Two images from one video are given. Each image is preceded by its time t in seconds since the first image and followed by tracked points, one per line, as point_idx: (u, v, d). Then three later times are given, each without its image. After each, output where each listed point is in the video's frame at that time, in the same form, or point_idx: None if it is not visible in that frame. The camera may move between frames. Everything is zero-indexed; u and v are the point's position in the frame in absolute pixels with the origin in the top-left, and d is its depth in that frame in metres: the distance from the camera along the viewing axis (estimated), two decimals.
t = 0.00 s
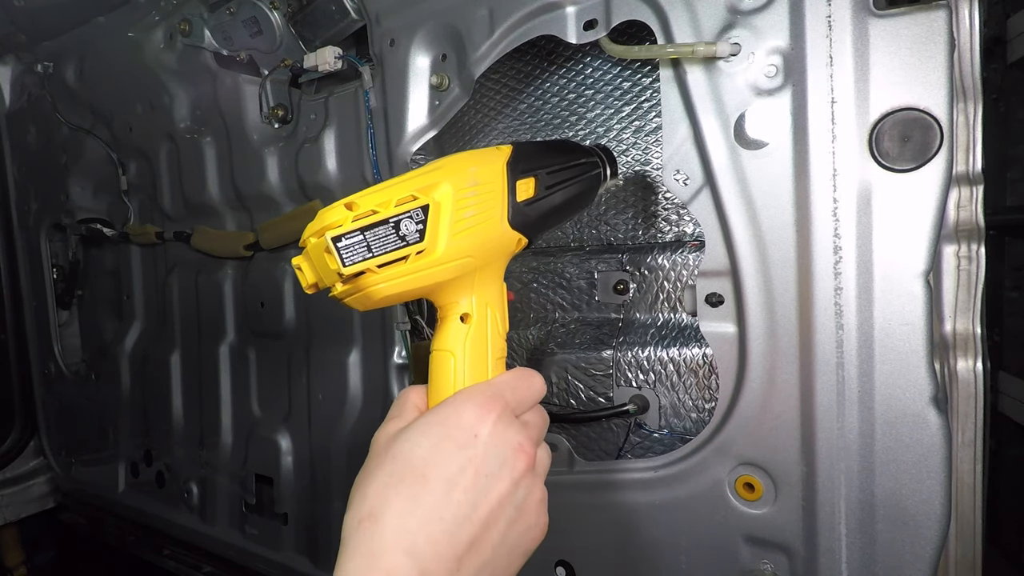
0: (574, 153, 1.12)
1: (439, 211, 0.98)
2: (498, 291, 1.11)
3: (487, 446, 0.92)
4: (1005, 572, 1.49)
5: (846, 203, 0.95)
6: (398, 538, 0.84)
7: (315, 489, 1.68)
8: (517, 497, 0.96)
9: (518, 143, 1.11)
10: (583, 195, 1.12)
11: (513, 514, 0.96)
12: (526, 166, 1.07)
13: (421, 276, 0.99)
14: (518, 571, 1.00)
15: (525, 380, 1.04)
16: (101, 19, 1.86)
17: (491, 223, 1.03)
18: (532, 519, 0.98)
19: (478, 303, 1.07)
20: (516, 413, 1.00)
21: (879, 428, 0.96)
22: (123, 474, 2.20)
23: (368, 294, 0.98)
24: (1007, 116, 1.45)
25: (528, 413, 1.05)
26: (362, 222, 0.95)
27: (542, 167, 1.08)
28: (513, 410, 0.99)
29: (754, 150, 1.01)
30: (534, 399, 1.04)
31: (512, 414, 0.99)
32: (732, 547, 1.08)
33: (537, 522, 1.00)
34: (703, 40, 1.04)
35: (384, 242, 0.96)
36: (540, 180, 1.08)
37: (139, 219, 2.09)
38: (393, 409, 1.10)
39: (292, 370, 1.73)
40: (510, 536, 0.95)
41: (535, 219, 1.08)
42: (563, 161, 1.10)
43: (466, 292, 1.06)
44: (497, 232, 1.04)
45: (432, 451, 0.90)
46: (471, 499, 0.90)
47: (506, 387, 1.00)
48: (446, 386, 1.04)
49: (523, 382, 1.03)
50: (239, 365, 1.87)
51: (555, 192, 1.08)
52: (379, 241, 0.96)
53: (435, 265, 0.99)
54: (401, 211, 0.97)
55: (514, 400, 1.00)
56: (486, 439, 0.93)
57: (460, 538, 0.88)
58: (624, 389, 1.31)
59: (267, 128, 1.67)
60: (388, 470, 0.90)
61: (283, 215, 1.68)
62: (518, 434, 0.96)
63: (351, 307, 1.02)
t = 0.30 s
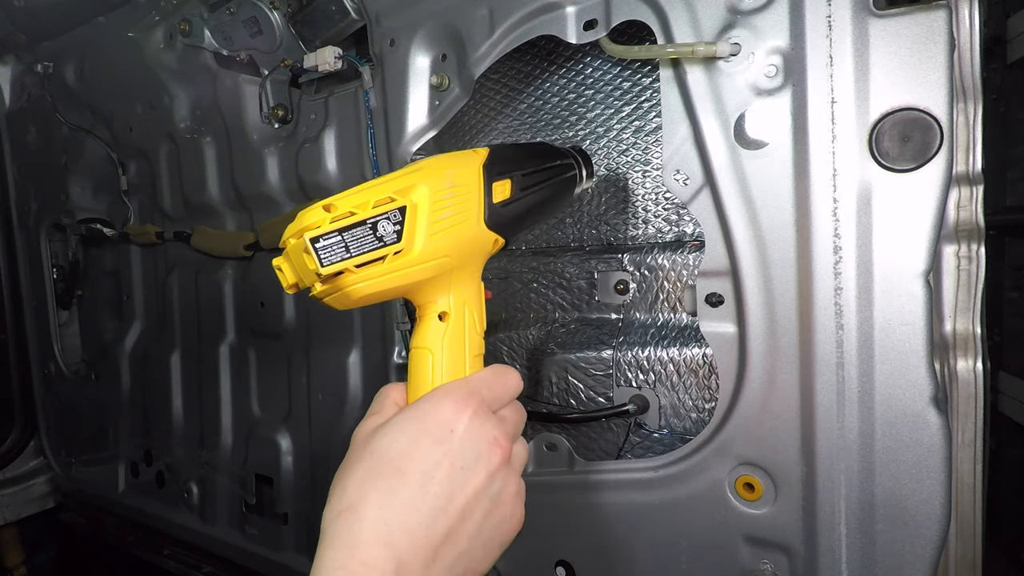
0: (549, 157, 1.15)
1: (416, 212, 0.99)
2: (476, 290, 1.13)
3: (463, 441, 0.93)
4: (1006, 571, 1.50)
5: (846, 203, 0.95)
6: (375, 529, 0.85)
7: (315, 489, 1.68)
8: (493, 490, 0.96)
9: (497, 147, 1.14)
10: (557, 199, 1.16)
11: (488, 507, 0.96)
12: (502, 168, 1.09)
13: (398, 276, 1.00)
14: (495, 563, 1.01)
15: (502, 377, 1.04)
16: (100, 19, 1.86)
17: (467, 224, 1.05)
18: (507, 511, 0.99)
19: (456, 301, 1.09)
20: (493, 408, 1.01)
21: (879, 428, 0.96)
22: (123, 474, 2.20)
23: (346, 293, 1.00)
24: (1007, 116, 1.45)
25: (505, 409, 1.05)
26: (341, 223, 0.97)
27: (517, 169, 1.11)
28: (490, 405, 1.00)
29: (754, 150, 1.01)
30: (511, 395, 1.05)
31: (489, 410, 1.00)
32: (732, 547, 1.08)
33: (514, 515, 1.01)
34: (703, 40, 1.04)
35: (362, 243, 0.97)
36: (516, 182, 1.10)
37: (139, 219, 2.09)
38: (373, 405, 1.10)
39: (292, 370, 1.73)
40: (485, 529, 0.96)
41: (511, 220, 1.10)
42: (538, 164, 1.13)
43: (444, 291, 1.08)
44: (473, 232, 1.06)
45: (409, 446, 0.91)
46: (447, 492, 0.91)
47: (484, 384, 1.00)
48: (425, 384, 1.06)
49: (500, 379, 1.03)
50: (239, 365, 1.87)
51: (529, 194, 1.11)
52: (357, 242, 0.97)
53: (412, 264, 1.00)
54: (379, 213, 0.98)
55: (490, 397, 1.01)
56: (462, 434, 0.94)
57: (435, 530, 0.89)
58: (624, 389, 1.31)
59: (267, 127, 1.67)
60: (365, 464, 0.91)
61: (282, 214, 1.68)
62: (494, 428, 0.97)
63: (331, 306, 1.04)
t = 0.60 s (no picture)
0: (534, 161, 1.16)
1: (401, 218, 1.01)
2: (462, 294, 1.14)
3: (449, 442, 0.93)
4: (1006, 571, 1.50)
5: (846, 203, 0.95)
6: (362, 529, 0.86)
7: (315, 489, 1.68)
8: (479, 490, 0.96)
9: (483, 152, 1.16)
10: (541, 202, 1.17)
11: (474, 507, 0.96)
12: (487, 173, 1.11)
13: (385, 280, 1.02)
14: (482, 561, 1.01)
15: (488, 379, 1.05)
16: (100, 19, 1.86)
17: (453, 228, 1.06)
18: (493, 511, 0.99)
19: (443, 305, 1.10)
20: (480, 410, 1.02)
21: (879, 428, 0.96)
22: (123, 474, 2.20)
23: (333, 298, 1.02)
24: (1007, 116, 1.45)
25: (491, 411, 1.06)
26: (327, 230, 1.00)
27: (502, 174, 1.12)
28: (476, 407, 1.01)
29: (754, 150, 1.01)
30: (498, 397, 1.06)
31: (475, 411, 1.00)
32: (732, 547, 1.08)
33: (500, 513, 1.01)
34: (703, 39, 1.04)
35: (348, 249, 1.00)
36: (501, 186, 1.12)
37: (139, 219, 2.08)
38: (360, 409, 1.10)
39: (292, 370, 1.73)
40: (471, 528, 0.96)
41: (496, 224, 1.12)
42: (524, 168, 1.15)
43: (431, 295, 1.09)
44: (459, 236, 1.07)
45: (396, 447, 0.92)
46: (433, 492, 0.91)
47: (470, 386, 1.01)
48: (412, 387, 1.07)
49: (486, 382, 1.04)
50: (239, 365, 1.87)
51: (514, 199, 1.12)
52: (343, 248, 1.00)
53: (398, 269, 1.02)
54: (365, 218, 1.00)
55: (477, 399, 1.01)
56: (448, 435, 0.94)
57: (421, 530, 0.90)
58: (624, 389, 1.31)
59: (267, 128, 1.67)
60: (353, 465, 0.92)
61: (282, 215, 1.68)
62: (480, 429, 0.97)
63: (319, 311, 1.07)
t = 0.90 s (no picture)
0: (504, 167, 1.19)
1: (373, 225, 1.03)
2: (436, 297, 1.16)
3: (423, 439, 0.95)
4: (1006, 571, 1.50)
5: (846, 203, 0.95)
6: (338, 523, 0.87)
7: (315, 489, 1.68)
8: (452, 485, 0.98)
9: (456, 160, 1.18)
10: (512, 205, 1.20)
11: (448, 501, 0.98)
12: (458, 180, 1.13)
13: (358, 285, 1.04)
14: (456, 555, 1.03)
15: (462, 379, 1.07)
16: (100, 19, 1.86)
17: (424, 233, 1.09)
18: (467, 505, 1.01)
19: (417, 308, 1.12)
20: (453, 409, 1.04)
21: (879, 428, 0.96)
22: (123, 474, 2.20)
23: (308, 303, 1.03)
24: (1007, 116, 1.45)
25: (465, 410, 1.07)
26: (300, 237, 1.00)
27: (472, 180, 1.14)
28: (449, 406, 1.03)
29: (754, 150, 1.01)
30: (471, 396, 1.08)
31: (448, 409, 1.02)
32: (732, 547, 1.08)
33: (474, 507, 1.02)
34: (703, 39, 1.04)
35: (321, 255, 1.01)
36: (472, 193, 1.14)
37: (139, 219, 2.08)
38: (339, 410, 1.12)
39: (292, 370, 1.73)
40: (444, 522, 0.98)
41: (466, 228, 1.14)
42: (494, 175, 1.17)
43: (405, 298, 1.11)
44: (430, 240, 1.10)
45: (371, 444, 0.93)
46: (407, 487, 0.93)
47: (443, 385, 1.03)
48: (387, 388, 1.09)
49: (460, 382, 1.06)
50: (239, 365, 1.87)
51: (485, 204, 1.15)
52: (316, 255, 1.01)
53: (371, 274, 1.04)
54: (337, 226, 1.02)
55: (450, 398, 1.03)
56: (422, 433, 0.96)
57: (396, 523, 0.91)
58: (624, 389, 1.32)
59: (267, 128, 1.67)
60: (328, 463, 0.93)
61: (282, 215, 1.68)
62: (453, 426, 0.99)
63: (296, 316, 1.07)
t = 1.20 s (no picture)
0: (473, 178, 1.23)
1: (344, 234, 1.06)
2: (407, 303, 1.20)
3: (392, 437, 0.99)
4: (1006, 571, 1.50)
5: (846, 203, 0.95)
6: (311, 517, 0.90)
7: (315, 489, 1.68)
8: (422, 480, 1.02)
9: (427, 171, 1.21)
10: (481, 213, 1.23)
11: (417, 495, 1.02)
12: (428, 191, 1.16)
13: (330, 292, 1.07)
14: (426, 547, 1.06)
15: (432, 380, 1.11)
16: (100, 19, 1.86)
17: (395, 242, 1.11)
18: (435, 500, 1.05)
19: (388, 314, 1.16)
20: (423, 408, 1.07)
21: (879, 429, 0.96)
22: (123, 474, 2.20)
23: (281, 309, 1.07)
24: (1007, 116, 1.45)
25: (437, 409, 1.11)
26: (273, 246, 1.04)
27: (442, 191, 1.17)
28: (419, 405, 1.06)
29: (754, 150, 1.01)
30: (440, 397, 1.12)
31: (418, 409, 1.06)
32: (733, 547, 1.08)
33: (442, 502, 1.06)
34: (703, 39, 1.04)
35: (294, 263, 1.04)
36: (441, 204, 1.17)
37: (139, 219, 2.09)
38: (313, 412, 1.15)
39: (292, 370, 1.73)
40: (414, 516, 1.01)
41: (435, 237, 1.18)
42: (463, 185, 1.21)
43: (377, 304, 1.15)
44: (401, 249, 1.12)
45: (342, 442, 0.97)
46: (377, 482, 0.96)
47: (413, 386, 1.07)
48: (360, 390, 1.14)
49: (430, 384, 1.10)
50: (239, 365, 1.87)
51: (454, 214, 1.18)
52: (289, 263, 1.04)
53: (342, 282, 1.07)
54: (309, 235, 1.05)
55: (420, 397, 1.07)
56: (391, 431, 0.99)
57: (366, 516, 0.94)
58: (624, 389, 1.32)
59: (267, 128, 1.67)
60: (301, 461, 0.96)
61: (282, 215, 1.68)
62: (422, 424, 1.03)
63: (271, 322, 1.11)
